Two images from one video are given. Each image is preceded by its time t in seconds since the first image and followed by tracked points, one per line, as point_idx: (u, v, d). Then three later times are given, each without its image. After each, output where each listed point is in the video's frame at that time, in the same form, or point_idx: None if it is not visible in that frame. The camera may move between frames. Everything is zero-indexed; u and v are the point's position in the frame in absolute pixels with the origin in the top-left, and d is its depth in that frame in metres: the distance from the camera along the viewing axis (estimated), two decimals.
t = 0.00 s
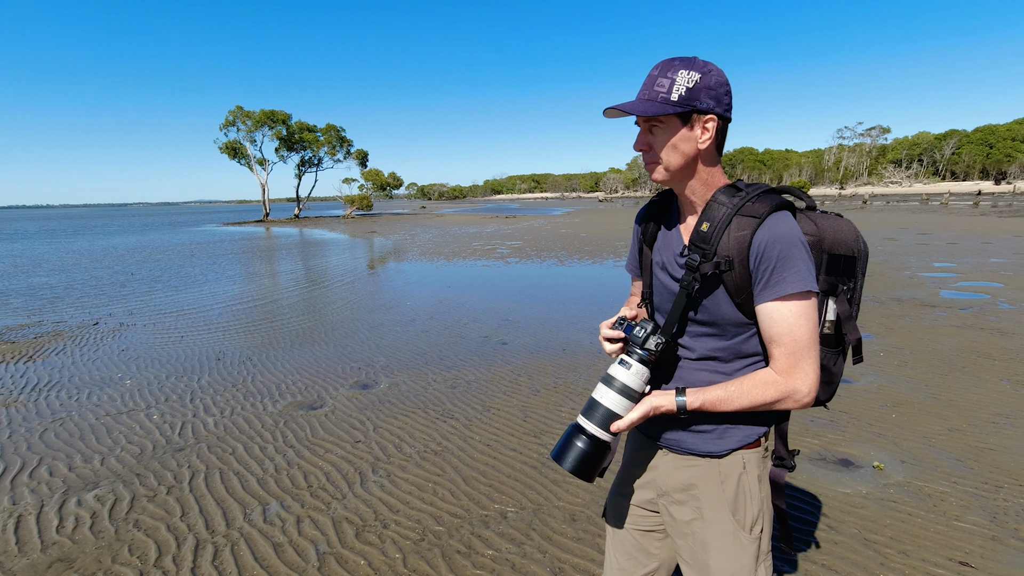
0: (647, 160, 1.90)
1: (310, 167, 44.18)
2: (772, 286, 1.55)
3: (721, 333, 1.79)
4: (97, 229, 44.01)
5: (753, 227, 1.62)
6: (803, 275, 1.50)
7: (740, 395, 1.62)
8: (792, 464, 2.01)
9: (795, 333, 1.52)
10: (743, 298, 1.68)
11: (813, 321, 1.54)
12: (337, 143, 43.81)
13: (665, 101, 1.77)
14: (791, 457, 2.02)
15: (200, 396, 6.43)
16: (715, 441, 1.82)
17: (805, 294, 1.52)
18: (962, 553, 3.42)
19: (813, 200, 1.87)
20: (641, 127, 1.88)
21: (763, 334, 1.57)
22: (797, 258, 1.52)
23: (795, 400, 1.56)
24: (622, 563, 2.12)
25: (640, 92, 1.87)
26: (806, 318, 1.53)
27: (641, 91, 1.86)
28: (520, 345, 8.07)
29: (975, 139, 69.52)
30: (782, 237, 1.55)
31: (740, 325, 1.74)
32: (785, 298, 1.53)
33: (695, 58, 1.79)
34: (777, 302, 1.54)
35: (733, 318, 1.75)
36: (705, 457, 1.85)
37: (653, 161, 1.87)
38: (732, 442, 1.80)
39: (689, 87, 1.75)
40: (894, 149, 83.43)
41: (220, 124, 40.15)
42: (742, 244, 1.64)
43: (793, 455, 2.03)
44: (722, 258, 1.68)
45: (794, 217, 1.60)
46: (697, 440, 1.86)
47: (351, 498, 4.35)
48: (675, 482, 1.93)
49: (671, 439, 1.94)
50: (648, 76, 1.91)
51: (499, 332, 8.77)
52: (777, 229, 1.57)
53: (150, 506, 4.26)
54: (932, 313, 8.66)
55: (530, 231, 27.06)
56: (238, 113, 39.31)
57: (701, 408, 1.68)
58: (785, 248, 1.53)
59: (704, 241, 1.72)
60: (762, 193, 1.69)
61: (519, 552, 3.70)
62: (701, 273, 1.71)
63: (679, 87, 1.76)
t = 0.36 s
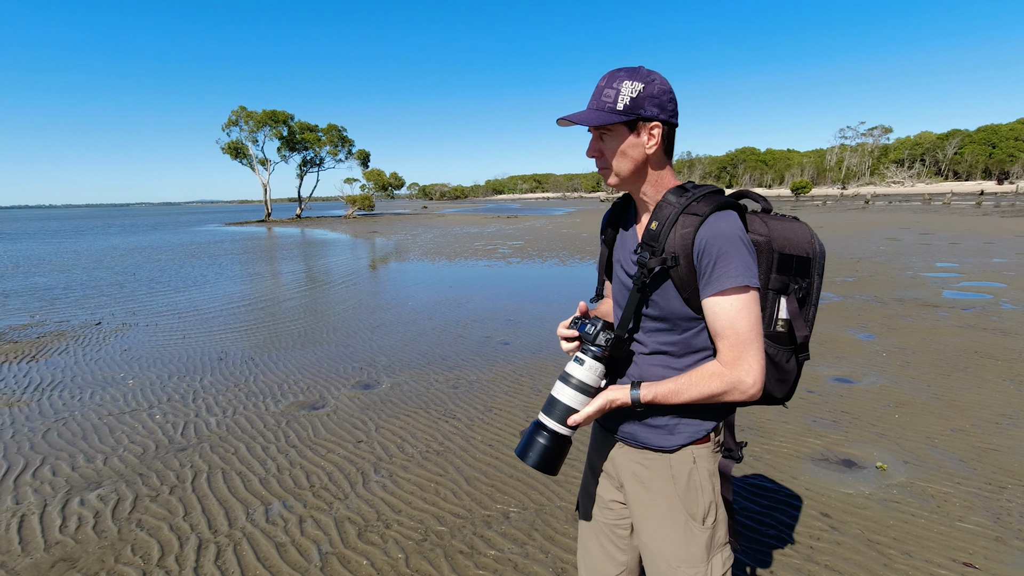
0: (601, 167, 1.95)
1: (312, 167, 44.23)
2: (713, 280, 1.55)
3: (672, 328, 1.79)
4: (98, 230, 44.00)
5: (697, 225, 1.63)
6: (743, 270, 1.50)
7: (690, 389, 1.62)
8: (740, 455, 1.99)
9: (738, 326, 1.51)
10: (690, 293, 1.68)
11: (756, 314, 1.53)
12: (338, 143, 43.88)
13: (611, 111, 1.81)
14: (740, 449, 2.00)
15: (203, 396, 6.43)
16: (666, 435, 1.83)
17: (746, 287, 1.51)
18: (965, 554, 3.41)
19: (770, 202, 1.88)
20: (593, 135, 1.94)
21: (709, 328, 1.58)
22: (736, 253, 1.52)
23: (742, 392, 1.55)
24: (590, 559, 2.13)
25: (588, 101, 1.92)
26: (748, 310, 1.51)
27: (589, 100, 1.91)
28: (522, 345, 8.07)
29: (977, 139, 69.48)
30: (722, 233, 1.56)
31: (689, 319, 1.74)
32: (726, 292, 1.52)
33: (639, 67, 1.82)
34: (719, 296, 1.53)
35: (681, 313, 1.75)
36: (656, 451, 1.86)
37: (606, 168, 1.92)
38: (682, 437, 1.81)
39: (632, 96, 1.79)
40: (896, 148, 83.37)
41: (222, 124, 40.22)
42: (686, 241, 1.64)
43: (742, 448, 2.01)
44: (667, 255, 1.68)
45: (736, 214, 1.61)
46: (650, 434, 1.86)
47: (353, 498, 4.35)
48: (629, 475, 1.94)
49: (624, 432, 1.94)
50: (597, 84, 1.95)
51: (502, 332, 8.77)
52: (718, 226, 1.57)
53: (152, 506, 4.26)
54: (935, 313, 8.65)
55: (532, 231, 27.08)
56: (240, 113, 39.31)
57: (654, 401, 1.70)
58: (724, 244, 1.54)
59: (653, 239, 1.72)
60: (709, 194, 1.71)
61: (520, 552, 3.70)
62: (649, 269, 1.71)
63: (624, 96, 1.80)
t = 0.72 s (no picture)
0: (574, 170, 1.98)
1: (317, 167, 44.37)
2: (687, 279, 1.55)
3: (649, 326, 1.79)
4: (105, 229, 44.24)
5: (670, 225, 1.64)
6: (715, 268, 1.51)
7: (668, 385, 1.61)
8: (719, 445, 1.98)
9: (712, 323, 1.52)
10: (666, 292, 1.68)
11: (731, 310, 1.53)
12: (343, 143, 44.00)
13: (578, 114, 1.84)
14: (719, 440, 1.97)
15: (209, 395, 6.46)
16: (648, 432, 1.84)
17: (719, 285, 1.52)
18: (972, 556, 3.40)
19: (747, 202, 1.89)
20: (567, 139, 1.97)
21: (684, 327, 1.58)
22: (708, 252, 1.53)
23: (719, 387, 1.55)
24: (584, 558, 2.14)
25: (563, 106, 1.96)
26: (722, 307, 1.52)
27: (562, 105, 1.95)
28: (527, 345, 8.09)
29: (985, 138, 69.04)
30: (693, 233, 1.57)
31: (666, 317, 1.74)
32: (700, 290, 1.52)
33: (610, 72, 1.84)
34: (693, 295, 1.54)
35: (658, 311, 1.75)
36: (638, 447, 1.86)
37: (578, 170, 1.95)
38: (663, 434, 1.82)
39: (598, 100, 1.81)
40: (902, 148, 82.93)
41: (229, 125, 40.39)
42: (660, 241, 1.65)
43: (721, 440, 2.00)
44: (642, 255, 1.69)
45: (708, 214, 1.62)
46: (632, 431, 1.87)
47: (359, 497, 4.37)
48: (613, 472, 1.95)
49: (609, 430, 1.94)
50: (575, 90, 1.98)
51: (506, 332, 8.79)
52: (690, 225, 1.58)
53: (160, 504, 4.29)
54: (942, 314, 8.61)
55: (536, 231, 27.10)
56: (246, 113, 39.45)
57: (634, 399, 1.69)
58: (696, 243, 1.55)
59: (628, 240, 1.73)
60: (683, 193, 1.71)
61: (525, 552, 3.71)
62: (626, 269, 1.71)
63: (590, 101, 1.82)
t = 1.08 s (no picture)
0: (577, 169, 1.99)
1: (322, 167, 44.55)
2: (701, 278, 1.57)
3: (662, 327, 1.80)
4: (112, 227, 44.60)
5: (679, 224, 1.65)
6: (728, 265, 1.53)
7: (689, 387, 1.61)
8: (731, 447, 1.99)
9: (729, 320, 1.53)
10: (679, 292, 1.69)
11: (746, 307, 1.55)
12: (348, 143, 44.16)
13: (583, 113, 1.85)
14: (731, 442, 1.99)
15: (215, 393, 6.51)
16: (665, 438, 1.84)
17: (733, 281, 1.53)
18: (978, 558, 3.39)
19: (748, 198, 1.91)
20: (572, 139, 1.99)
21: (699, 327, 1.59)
22: (719, 250, 1.55)
23: (740, 385, 1.56)
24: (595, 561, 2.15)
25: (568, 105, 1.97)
26: (737, 304, 1.54)
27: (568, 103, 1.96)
28: (531, 345, 8.10)
29: (992, 139, 68.56)
30: (704, 231, 1.58)
31: (677, 318, 1.75)
32: (714, 288, 1.54)
33: (616, 72, 1.85)
34: (708, 294, 1.55)
35: (669, 312, 1.76)
36: (655, 454, 1.86)
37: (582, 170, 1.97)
38: (680, 439, 1.82)
39: (603, 99, 1.82)
40: (908, 149, 82.46)
41: (235, 125, 40.64)
42: (670, 241, 1.66)
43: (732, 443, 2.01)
44: (653, 256, 1.70)
45: (716, 213, 1.64)
46: (649, 437, 1.87)
47: (364, 496, 4.39)
48: (630, 478, 1.95)
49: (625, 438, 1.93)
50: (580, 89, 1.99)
51: (511, 332, 8.82)
52: (700, 223, 1.60)
53: (167, 502, 4.33)
54: (948, 316, 8.56)
55: (540, 231, 27.12)
56: (252, 113, 39.64)
57: (654, 403, 1.68)
58: (708, 241, 1.57)
59: (636, 242, 1.74)
60: (690, 192, 1.73)
61: (530, 551, 3.72)
62: (636, 272, 1.72)
63: (595, 100, 1.83)
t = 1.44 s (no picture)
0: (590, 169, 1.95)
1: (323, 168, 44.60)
2: (716, 278, 1.57)
3: (671, 329, 1.80)
4: (113, 227, 44.65)
5: (692, 224, 1.66)
6: (744, 266, 1.54)
7: (702, 389, 1.62)
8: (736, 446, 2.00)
9: (743, 322, 1.55)
10: (691, 293, 1.69)
11: (759, 309, 1.56)
12: (349, 143, 44.21)
13: (603, 111, 1.82)
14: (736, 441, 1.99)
15: (216, 393, 6.52)
16: (674, 442, 1.83)
17: (747, 283, 1.55)
18: (977, 559, 3.39)
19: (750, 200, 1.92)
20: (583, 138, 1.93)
21: (713, 328, 1.60)
22: (734, 250, 1.56)
23: (753, 388, 1.57)
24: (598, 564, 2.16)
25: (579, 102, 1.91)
26: (751, 305, 1.55)
27: (579, 101, 1.91)
28: (531, 346, 8.11)
29: (993, 140, 68.49)
30: (718, 232, 1.59)
31: (686, 320, 1.76)
32: (730, 289, 1.55)
33: (628, 69, 1.84)
34: (723, 295, 1.56)
35: (679, 314, 1.76)
36: (664, 459, 1.86)
37: (596, 170, 1.92)
38: (689, 443, 1.82)
39: (623, 97, 1.80)
40: (909, 151, 82.43)
41: (235, 125, 40.70)
42: (683, 242, 1.67)
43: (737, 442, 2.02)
44: (665, 256, 1.70)
45: (729, 214, 1.65)
46: (657, 441, 1.86)
47: (364, 496, 4.40)
48: (636, 484, 1.95)
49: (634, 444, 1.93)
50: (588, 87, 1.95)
51: (511, 332, 8.82)
52: (714, 223, 1.61)
53: (167, 501, 4.33)
54: (948, 317, 8.55)
55: (540, 232, 27.14)
56: (253, 114, 39.71)
57: (666, 407, 1.68)
58: (723, 240, 1.58)
59: (647, 242, 1.74)
60: (700, 191, 1.75)
61: (529, 551, 3.73)
62: (648, 272, 1.72)
63: (614, 98, 1.81)
